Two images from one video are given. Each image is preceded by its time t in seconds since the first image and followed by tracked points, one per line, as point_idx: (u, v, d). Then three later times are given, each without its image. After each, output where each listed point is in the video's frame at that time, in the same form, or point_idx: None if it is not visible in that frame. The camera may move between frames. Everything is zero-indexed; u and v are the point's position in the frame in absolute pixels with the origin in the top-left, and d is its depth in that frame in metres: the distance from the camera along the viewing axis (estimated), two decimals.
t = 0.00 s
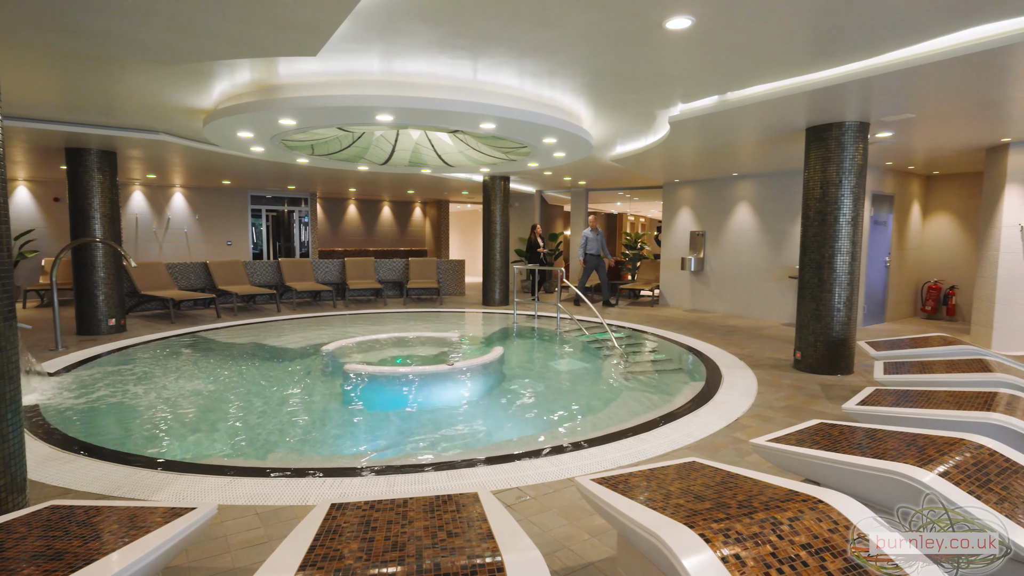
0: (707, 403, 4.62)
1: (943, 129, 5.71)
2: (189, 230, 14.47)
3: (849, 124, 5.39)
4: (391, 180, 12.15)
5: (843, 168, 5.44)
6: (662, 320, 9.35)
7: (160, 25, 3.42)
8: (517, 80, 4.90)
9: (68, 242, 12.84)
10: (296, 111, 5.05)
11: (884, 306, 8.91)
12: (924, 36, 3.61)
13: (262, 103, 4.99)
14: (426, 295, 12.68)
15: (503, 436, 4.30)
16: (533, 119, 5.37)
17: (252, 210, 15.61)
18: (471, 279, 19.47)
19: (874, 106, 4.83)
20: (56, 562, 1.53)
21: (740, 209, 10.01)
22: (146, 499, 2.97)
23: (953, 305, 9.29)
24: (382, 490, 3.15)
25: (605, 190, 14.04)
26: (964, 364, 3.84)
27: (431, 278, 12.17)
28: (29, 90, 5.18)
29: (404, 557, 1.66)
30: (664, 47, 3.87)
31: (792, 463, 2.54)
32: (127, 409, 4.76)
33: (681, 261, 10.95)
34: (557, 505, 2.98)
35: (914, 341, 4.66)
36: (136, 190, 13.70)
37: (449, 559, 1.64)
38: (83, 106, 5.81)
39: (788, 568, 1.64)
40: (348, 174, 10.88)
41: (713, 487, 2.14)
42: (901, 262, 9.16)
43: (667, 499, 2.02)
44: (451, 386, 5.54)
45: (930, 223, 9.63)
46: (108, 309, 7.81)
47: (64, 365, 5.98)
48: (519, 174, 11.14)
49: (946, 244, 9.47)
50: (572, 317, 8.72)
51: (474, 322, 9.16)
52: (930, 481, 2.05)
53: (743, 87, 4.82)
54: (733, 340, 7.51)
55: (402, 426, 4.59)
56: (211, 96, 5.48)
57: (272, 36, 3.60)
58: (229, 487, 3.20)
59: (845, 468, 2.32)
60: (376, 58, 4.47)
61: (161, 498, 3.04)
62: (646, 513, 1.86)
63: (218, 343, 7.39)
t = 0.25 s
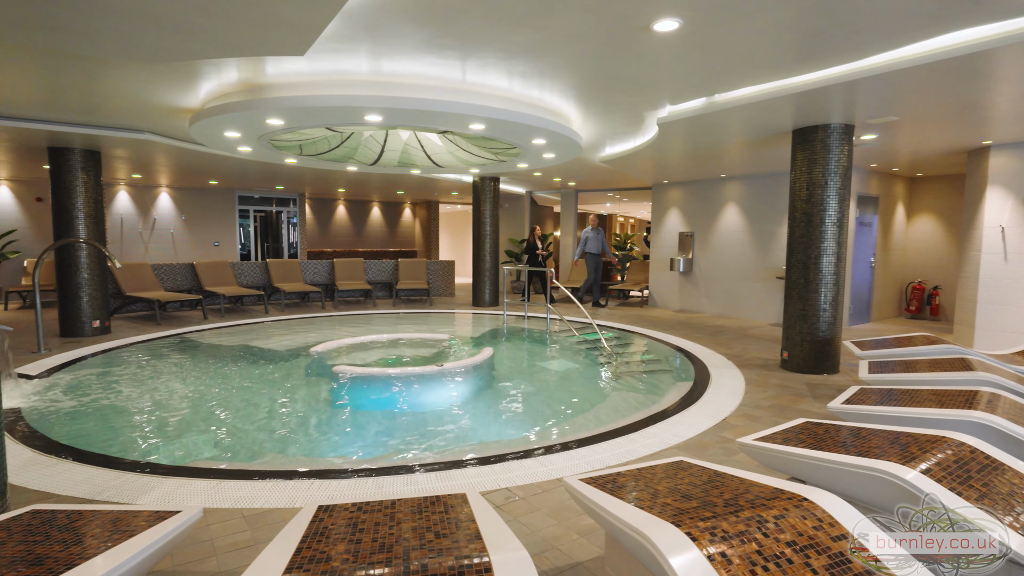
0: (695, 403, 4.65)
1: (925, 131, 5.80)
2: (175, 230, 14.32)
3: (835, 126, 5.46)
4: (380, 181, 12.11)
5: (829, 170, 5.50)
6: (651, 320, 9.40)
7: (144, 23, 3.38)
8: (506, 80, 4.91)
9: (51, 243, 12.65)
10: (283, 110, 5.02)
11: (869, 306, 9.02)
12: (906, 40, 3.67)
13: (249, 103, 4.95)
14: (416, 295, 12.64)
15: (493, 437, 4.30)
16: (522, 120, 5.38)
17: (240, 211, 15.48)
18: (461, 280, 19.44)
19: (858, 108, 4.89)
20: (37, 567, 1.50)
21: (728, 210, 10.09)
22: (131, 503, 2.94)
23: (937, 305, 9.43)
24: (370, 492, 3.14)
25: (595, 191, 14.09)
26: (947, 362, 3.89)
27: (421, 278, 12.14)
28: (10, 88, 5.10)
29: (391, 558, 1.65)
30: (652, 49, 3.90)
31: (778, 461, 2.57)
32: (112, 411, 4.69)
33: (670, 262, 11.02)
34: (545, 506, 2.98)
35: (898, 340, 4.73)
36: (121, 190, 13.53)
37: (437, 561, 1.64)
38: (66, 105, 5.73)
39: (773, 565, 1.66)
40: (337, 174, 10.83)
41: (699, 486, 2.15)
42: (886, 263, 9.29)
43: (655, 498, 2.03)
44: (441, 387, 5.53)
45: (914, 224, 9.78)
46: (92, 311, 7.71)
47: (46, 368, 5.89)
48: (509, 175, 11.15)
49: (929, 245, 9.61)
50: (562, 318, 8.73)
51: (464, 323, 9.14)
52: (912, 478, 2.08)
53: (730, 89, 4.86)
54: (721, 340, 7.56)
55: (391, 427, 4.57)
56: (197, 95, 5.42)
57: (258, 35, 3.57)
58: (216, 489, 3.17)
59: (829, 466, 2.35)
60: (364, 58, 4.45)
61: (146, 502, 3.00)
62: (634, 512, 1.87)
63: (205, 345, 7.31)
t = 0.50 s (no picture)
0: (684, 402, 4.67)
1: (910, 134, 5.88)
2: (162, 230, 14.15)
3: (821, 128, 5.52)
4: (370, 181, 12.07)
5: (815, 171, 5.56)
6: (641, 321, 9.44)
7: (129, 21, 3.34)
8: (496, 81, 4.91)
9: (34, 243, 12.46)
10: (271, 110, 4.98)
11: (855, 306, 9.13)
12: (891, 43, 3.72)
13: (236, 102, 4.91)
14: (406, 296, 12.60)
15: (483, 437, 4.30)
16: (512, 121, 5.38)
17: (228, 211, 15.34)
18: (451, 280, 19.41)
19: (844, 110, 4.95)
20: (18, 572, 1.48)
21: (717, 211, 10.16)
22: (115, 507, 2.90)
23: (921, 305, 9.56)
24: (358, 494, 3.12)
25: (585, 192, 14.12)
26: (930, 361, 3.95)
27: (411, 279, 12.10)
28: None
29: (380, 559, 1.65)
30: (640, 51, 3.92)
31: (765, 460, 2.59)
32: (96, 414, 4.63)
33: (659, 263, 11.07)
34: (534, 506, 2.99)
35: (883, 340, 4.79)
36: (106, 189, 13.36)
37: (425, 561, 1.63)
38: (49, 103, 5.64)
39: (759, 563, 1.68)
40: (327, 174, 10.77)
41: (687, 485, 2.16)
42: (872, 263, 9.40)
43: (643, 497, 2.04)
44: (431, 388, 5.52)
45: (899, 225, 9.91)
46: (76, 312, 7.60)
47: (29, 370, 5.79)
48: (499, 175, 11.15)
49: (914, 245, 9.74)
50: (552, 318, 8.75)
51: (454, 323, 9.13)
52: (896, 476, 2.10)
53: (718, 91, 4.90)
54: (710, 340, 7.61)
55: (381, 428, 4.55)
56: (183, 94, 5.37)
57: (246, 34, 3.54)
58: (202, 492, 3.14)
59: (815, 465, 2.37)
60: (353, 58, 4.43)
61: (131, 505, 2.96)
62: (622, 511, 1.87)
63: (191, 346, 7.23)
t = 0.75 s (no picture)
0: (673, 402, 4.70)
1: (893, 136, 5.97)
2: (147, 230, 13.98)
3: (806, 130, 5.59)
4: (359, 182, 12.01)
5: (801, 173, 5.63)
6: (630, 321, 9.49)
7: (113, 19, 3.30)
8: (485, 82, 4.91)
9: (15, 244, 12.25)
10: (258, 110, 4.94)
11: (841, 306, 9.25)
12: (874, 47, 3.77)
13: (223, 102, 4.87)
14: (395, 297, 12.55)
15: (473, 438, 4.29)
16: (501, 122, 5.39)
17: (215, 211, 15.19)
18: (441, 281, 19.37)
19: (829, 113, 5.01)
20: None
21: (705, 212, 10.24)
22: (98, 511, 2.86)
23: (905, 305, 9.70)
24: (347, 496, 3.10)
25: (574, 193, 14.17)
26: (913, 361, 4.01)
27: (400, 280, 12.06)
28: None
29: (368, 561, 1.64)
30: (629, 52, 3.94)
31: (753, 459, 2.62)
32: (79, 417, 4.56)
33: (648, 263, 11.14)
34: (524, 506, 2.99)
35: (868, 339, 4.85)
36: (90, 189, 13.17)
37: (414, 563, 1.63)
38: (31, 101, 5.56)
39: (745, 561, 1.69)
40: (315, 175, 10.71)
41: (675, 484, 2.18)
42: (857, 264, 9.53)
43: (631, 497, 2.05)
44: (420, 388, 5.51)
45: (883, 227, 10.06)
46: (59, 314, 7.48)
47: (10, 373, 5.70)
48: (488, 176, 11.15)
49: (897, 246, 9.89)
50: (542, 319, 8.76)
51: (443, 324, 9.11)
52: (879, 474, 2.13)
53: (706, 93, 4.94)
54: (699, 340, 7.67)
55: (371, 430, 4.53)
56: (169, 93, 5.31)
57: (232, 32, 3.51)
58: (188, 496, 3.10)
59: (801, 463, 2.40)
60: (342, 58, 4.41)
61: (114, 509, 2.92)
62: (610, 511, 1.88)
63: (177, 348, 7.15)
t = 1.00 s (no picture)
0: (663, 402, 4.72)
1: (878, 138, 6.05)
2: (133, 231, 13.83)
3: (794, 132, 5.64)
4: (348, 182, 11.96)
5: (789, 174, 5.69)
6: (620, 321, 9.53)
7: (99, 17, 3.27)
8: (475, 83, 4.92)
9: None
10: (247, 109, 4.91)
11: (828, 306, 9.35)
12: (859, 50, 3.82)
13: (211, 101, 4.83)
14: (385, 298, 12.51)
15: (464, 439, 4.29)
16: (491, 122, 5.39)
17: (203, 211, 15.06)
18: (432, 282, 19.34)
19: (816, 115, 5.07)
20: None
21: (694, 213, 10.31)
22: (83, 515, 2.82)
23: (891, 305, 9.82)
24: (337, 497, 3.09)
25: (564, 194, 14.21)
26: (898, 360, 4.07)
27: (391, 281, 12.03)
28: None
29: (357, 563, 1.64)
30: (618, 54, 3.96)
31: (741, 458, 2.64)
32: (63, 420, 4.49)
33: (638, 264, 11.19)
34: (514, 507, 2.99)
35: (855, 339, 4.91)
36: (75, 189, 13.01)
37: (403, 564, 1.63)
38: (14, 100, 5.48)
39: (733, 558, 1.71)
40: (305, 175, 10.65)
41: (664, 483, 2.19)
42: (844, 264, 9.64)
43: (620, 496, 2.06)
44: (411, 390, 5.49)
45: (869, 228, 10.18)
46: (43, 316, 7.38)
47: None
48: (479, 177, 11.15)
49: (883, 247, 10.02)
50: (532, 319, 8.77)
51: (434, 325, 9.10)
52: (864, 472, 2.16)
53: (694, 95, 4.98)
54: (689, 340, 7.71)
55: (361, 432, 4.51)
56: (156, 92, 5.26)
57: (220, 31, 3.49)
58: (175, 499, 3.07)
59: (788, 462, 2.42)
60: (331, 58, 4.39)
61: (100, 513, 2.88)
62: (599, 510, 1.89)
63: (164, 350, 7.08)
